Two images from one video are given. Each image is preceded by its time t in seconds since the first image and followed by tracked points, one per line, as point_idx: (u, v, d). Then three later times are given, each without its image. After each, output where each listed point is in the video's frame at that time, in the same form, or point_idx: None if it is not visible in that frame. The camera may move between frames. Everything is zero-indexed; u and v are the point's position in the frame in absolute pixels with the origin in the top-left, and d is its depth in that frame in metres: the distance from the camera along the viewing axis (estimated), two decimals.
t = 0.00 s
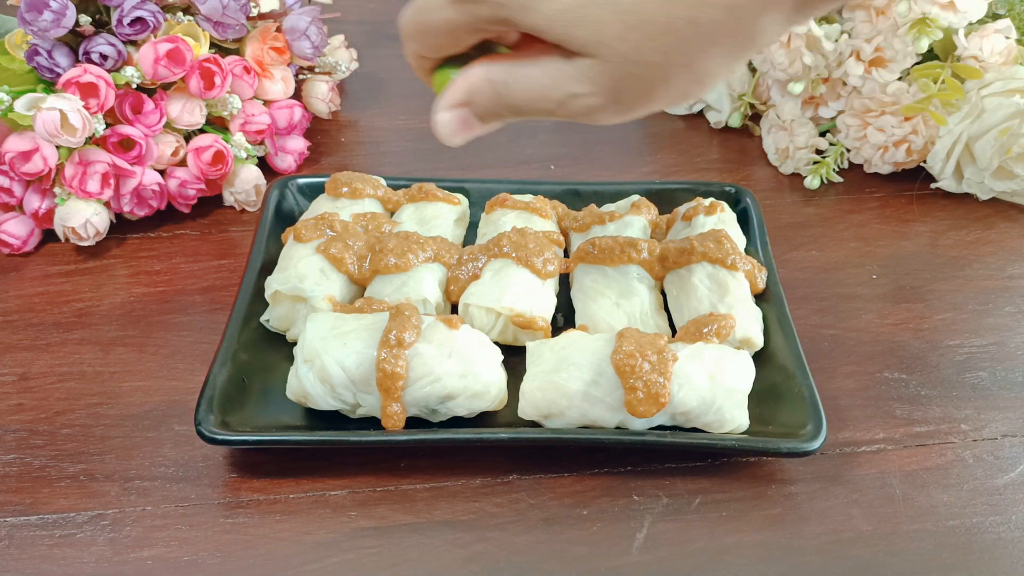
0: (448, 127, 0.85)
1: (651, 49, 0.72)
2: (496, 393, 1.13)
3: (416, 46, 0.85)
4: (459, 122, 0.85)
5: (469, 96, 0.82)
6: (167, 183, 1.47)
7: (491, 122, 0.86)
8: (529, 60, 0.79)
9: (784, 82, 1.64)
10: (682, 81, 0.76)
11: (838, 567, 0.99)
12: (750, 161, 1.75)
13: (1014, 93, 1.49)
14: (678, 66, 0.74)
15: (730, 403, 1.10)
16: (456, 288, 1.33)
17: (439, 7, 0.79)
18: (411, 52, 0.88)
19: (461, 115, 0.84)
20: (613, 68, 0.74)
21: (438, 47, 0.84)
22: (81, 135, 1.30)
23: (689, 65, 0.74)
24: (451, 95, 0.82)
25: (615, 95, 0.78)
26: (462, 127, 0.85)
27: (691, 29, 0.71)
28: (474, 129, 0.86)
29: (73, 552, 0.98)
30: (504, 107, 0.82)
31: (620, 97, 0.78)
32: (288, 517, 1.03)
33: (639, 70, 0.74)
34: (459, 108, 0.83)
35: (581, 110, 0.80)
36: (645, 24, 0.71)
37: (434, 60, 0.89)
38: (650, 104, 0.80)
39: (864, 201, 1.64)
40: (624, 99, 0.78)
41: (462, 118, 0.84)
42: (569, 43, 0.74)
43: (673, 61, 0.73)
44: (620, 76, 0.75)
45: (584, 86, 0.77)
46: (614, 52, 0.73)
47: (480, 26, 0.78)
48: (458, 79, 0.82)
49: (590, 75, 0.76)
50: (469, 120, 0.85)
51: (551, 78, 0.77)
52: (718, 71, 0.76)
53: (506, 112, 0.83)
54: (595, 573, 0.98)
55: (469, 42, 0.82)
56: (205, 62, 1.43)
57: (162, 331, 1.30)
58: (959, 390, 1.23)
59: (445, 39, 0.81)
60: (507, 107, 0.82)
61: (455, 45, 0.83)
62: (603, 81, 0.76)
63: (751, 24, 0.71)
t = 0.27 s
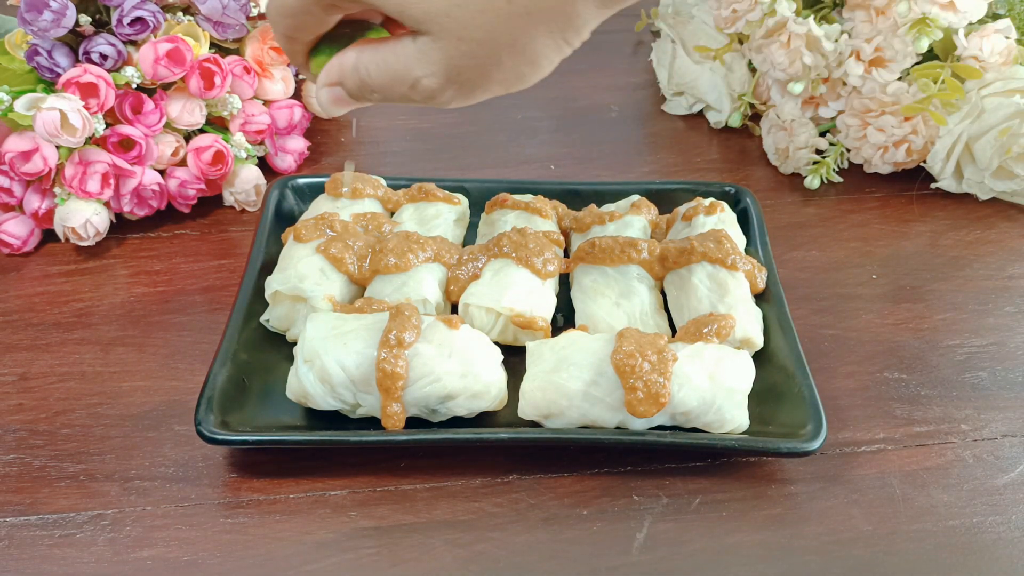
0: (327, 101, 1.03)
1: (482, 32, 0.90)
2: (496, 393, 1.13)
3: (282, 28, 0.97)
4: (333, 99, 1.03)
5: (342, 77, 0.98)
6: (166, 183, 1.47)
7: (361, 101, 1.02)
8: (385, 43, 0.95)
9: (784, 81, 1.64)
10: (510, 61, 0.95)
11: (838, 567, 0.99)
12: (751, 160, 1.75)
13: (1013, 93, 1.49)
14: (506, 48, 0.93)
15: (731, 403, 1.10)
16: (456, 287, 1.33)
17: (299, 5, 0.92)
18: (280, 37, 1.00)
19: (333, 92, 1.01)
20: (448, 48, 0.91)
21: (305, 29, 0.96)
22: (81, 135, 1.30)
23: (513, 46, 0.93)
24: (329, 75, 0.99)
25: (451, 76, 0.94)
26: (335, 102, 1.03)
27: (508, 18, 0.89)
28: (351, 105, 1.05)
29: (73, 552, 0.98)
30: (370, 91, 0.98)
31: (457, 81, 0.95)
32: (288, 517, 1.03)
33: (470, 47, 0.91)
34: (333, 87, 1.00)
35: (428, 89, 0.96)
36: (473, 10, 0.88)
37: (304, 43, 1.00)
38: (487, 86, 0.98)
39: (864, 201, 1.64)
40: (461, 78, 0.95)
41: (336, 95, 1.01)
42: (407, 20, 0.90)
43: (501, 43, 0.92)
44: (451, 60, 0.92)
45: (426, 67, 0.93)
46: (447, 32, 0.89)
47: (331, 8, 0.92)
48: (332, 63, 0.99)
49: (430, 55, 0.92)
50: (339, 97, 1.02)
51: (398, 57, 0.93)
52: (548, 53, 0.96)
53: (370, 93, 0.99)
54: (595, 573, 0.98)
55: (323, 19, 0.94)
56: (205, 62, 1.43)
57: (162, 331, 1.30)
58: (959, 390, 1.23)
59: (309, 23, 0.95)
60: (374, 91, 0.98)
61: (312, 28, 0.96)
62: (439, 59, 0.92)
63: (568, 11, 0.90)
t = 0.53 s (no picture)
0: (335, 77, 0.97)
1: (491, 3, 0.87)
2: (496, 393, 1.13)
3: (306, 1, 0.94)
4: (343, 73, 0.96)
5: (351, 51, 0.93)
6: (166, 183, 1.47)
7: (373, 76, 0.97)
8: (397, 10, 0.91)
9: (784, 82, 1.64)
10: (519, 36, 0.93)
11: (838, 567, 0.99)
12: (751, 160, 1.75)
13: (1014, 93, 1.49)
14: (512, 23, 0.91)
15: (731, 403, 1.10)
16: (456, 287, 1.33)
17: None
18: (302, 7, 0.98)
19: (343, 68, 0.96)
20: (457, 18, 0.89)
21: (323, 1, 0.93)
22: (81, 135, 1.30)
23: (521, 20, 0.91)
24: (338, 49, 0.95)
25: (462, 47, 0.92)
26: (342, 80, 0.97)
27: None
28: (360, 82, 0.98)
29: (73, 552, 0.98)
30: (379, 60, 0.93)
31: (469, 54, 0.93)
32: (288, 517, 1.03)
33: (478, 20, 0.89)
34: (342, 61, 0.95)
35: (439, 59, 0.93)
36: None
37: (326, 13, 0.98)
38: (495, 58, 0.96)
39: (864, 201, 1.64)
40: (470, 48, 0.92)
41: (343, 69, 0.96)
42: None
43: (511, 19, 0.90)
44: (462, 29, 0.90)
45: (439, 36, 0.90)
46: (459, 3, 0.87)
47: None
48: (342, 35, 0.94)
49: (441, 24, 0.90)
50: (351, 72, 0.96)
51: (411, 25, 0.90)
52: (555, 27, 0.94)
53: (379, 67, 0.94)
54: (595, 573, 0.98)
55: None
56: (205, 62, 1.43)
57: (162, 331, 1.30)
58: (959, 390, 1.23)
59: None
60: (385, 62, 0.93)
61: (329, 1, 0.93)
62: (452, 30, 0.90)
63: None
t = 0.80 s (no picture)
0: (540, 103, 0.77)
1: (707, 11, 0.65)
2: (496, 393, 1.13)
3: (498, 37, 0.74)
4: (550, 100, 0.76)
5: (560, 78, 0.74)
6: (166, 183, 1.47)
7: (580, 102, 0.77)
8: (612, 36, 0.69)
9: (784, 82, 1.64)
10: (731, 50, 0.68)
11: (838, 567, 0.99)
12: (750, 160, 1.75)
13: (1014, 93, 1.48)
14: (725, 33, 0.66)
15: (731, 403, 1.10)
16: (456, 287, 1.33)
17: None
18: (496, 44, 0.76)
19: (553, 93, 0.76)
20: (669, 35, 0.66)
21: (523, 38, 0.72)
22: (81, 135, 1.30)
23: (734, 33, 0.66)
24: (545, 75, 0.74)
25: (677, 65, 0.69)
26: (553, 103, 0.77)
27: None
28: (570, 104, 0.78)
29: (73, 552, 0.98)
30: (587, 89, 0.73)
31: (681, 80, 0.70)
32: (288, 517, 1.03)
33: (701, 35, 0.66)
34: (553, 87, 0.75)
35: (646, 84, 0.71)
36: None
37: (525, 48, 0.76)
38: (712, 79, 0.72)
39: (864, 201, 1.64)
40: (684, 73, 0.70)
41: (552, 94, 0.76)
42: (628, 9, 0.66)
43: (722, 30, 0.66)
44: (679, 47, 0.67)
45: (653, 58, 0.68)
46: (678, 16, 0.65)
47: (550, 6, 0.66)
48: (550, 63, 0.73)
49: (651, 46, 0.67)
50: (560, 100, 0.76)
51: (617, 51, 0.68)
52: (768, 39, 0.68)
53: (588, 97, 0.75)
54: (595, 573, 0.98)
55: (543, 22, 0.69)
56: (204, 62, 1.43)
57: (162, 331, 1.30)
58: (959, 390, 1.23)
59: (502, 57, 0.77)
60: (595, 92, 0.74)
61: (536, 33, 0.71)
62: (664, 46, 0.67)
63: None
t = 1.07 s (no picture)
0: (661, 132, 0.98)
1: (863, 38, 0.80)
2: (496, 393, 1.13)
3: (635, 64, 1.01)
4: (667, 129, 0.97)
5: (681, 106, 0.94)
6: (167, 183, 1.47)
7: (696, 132, 0.97)
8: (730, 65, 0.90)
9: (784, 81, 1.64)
10: (892, 74, 0.83)
11: (838, 567, 0.99)
12: (750, 160, 1.75)
13: (1013, 93, 1.49)
14: (892, 59, 0.81)
15: (731, 403, 1.10)
16: (456, 287, 1.33)
17: (657, 17, 0.91)
18: (623, 71, 1.05)
19: (670, 120, 0.96)
20: (826, 60, 0.82)
21: (654, 61, 0.99)
22: (81, 135, 1.30)
23: (898, 55, 0.81)
24: (667, 103, 0.95)
25: (825, 90, 0.85)
26: (669, 132, 0.98)
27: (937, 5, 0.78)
28: (683, 134, 0.98)
29: (73, 552, 0.98)
30: (714, 116, 0.92)
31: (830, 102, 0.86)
32: (288, 517, 1.03)
33: (852, 60, 0.81)
34: (670, 117, 0.96)
35: (794, 106, 0.87)
36: (854, 12, 0.79)
37: (649, 75, 1.05)
38: (857, 105, 0.87)
39: (864, 201, 1.64)
40: (836, 98, 0.85)
41: (671, 123, 0.97)
42: (783, 33, 0.82)
43: (888, 56, 0.81)
44: (831, 73, 0.83)
45: (797, 83, 0.84)
46: (828, 41, 0.81)
47: (698, 25, 0.89)
48: (674, 90, 0.94)
49: (797, 68, 0.84)
50: (678, 126, 0.97)
51: (761, 73, 0.86)
52: (929, 63, 0.83)
53: (712, 118, 0.93)
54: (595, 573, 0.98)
55: (681, 42, 0.93)
56: (204, 62, 1.43)
57: (162, 331, 1.30)
58: (959, 390, 1.23)
59: (630, 82, 1.07)
60: (716, 116, 0.92)
61: (669, 54, 0.96)
62: (815, 73, 0.83)
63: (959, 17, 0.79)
